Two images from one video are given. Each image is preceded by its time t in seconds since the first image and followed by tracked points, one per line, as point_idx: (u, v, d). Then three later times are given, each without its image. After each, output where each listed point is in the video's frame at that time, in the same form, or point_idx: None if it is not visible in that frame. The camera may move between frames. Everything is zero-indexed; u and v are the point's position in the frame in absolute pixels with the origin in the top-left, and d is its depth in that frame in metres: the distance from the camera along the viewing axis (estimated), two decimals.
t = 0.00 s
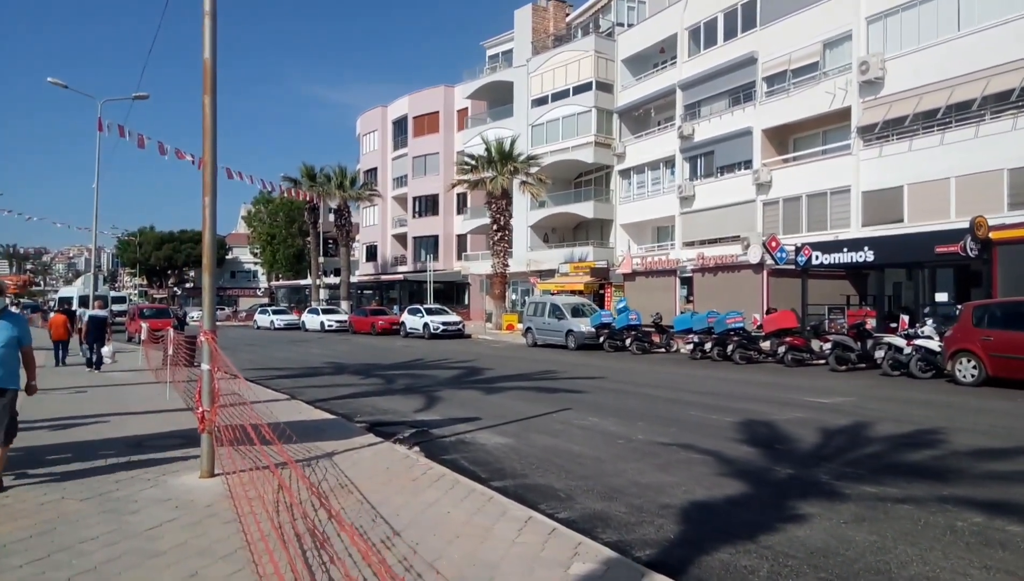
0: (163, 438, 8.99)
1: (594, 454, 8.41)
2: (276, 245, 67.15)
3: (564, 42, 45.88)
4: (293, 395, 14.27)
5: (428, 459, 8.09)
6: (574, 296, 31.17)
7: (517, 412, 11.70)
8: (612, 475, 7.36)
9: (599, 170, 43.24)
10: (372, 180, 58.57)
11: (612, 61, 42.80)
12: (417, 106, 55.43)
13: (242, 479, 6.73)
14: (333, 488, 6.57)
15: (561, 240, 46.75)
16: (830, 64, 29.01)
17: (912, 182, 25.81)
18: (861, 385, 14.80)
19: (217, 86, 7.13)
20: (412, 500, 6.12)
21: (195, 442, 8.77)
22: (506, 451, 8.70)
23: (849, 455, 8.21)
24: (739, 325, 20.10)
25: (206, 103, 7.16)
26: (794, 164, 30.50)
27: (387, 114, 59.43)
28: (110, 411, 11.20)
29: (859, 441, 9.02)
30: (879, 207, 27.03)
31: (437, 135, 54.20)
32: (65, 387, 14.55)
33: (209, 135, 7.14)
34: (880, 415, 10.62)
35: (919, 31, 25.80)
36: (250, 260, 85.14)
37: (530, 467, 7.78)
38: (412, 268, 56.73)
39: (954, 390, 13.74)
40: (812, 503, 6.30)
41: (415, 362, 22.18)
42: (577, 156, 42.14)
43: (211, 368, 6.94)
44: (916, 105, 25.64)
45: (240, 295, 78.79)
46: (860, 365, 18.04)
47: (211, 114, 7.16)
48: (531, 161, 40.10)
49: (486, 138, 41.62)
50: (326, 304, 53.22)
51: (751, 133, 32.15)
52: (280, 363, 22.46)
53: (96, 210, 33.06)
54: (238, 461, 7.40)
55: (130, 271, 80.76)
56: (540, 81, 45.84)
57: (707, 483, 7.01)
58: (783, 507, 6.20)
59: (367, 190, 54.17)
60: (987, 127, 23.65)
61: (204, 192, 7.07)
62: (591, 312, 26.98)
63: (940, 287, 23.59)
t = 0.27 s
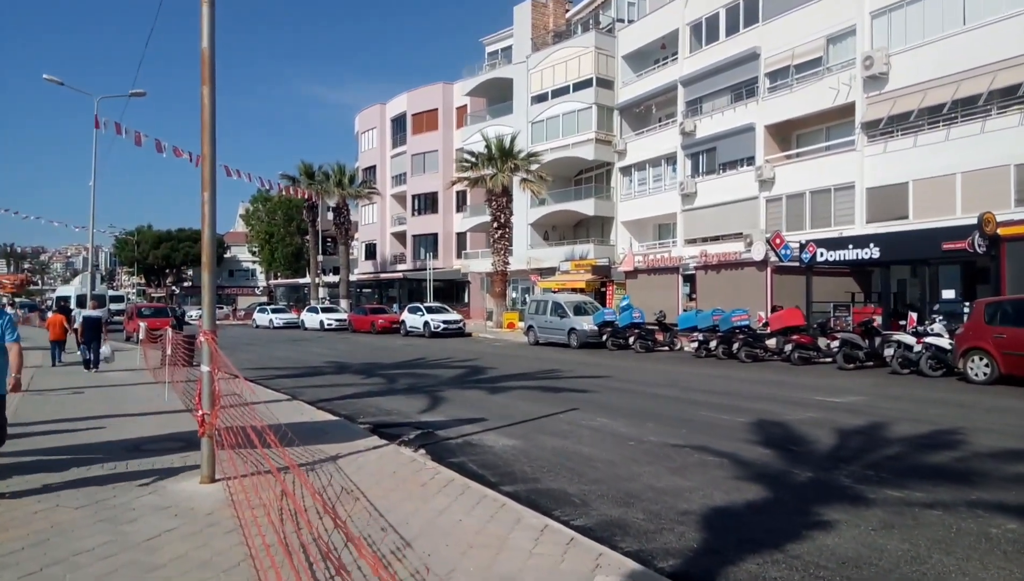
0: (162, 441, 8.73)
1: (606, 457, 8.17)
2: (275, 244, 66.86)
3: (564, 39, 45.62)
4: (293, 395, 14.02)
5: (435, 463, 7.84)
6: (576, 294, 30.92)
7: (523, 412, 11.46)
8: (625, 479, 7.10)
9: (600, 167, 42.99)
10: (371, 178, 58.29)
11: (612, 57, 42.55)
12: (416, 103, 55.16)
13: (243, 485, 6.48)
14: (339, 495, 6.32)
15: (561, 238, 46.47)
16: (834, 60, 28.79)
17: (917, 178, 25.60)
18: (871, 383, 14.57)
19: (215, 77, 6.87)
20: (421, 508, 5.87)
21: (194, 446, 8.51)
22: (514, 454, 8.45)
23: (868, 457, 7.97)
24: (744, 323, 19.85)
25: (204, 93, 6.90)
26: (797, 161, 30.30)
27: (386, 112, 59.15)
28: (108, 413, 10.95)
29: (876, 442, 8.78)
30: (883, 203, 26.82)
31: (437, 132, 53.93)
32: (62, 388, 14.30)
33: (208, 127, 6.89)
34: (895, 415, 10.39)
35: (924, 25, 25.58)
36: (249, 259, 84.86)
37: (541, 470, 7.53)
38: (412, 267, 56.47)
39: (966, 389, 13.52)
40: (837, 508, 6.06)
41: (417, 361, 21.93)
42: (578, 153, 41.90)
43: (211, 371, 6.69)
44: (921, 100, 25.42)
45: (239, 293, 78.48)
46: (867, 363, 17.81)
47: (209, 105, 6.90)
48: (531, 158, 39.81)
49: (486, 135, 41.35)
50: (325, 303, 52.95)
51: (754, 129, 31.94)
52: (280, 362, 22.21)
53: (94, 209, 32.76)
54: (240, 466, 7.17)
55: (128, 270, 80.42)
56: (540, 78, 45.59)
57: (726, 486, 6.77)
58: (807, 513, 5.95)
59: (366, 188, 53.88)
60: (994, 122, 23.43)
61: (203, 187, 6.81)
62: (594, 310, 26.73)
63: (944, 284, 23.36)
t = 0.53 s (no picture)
0: (160, 445, 8.48)
1: (618, 462, 7.93)
2: (272, 244, 66.53)
3: (564, 38, 45.39)
4: (293, 398, 13.77)
5: (442, 469, 7.60)
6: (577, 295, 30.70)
7: (529, 415, 11.22)
8: (639, 486, 6.87)
9: (600, 167, 42.75)
10: (370, 178, 58.01)
11: (613, 57, 42.31)
12: (416, 103, 54.88)
13: (245, 493, 6.23)
14: (345, 503, 6.07)
15: (561, 238, 46.21)
16: (837, 60, 28.59)
17: (922, 179, 25.41)
18: (881, 386, 14.36)
19: (217, 68, 6.63)
20: (431, 517, 5.63)
21: (193, 450, 8.26)
22: (523, 459, 8.21)
23: (887, 464, 7.76)
24: (749, 325, 19.62)
25: (204, 85, 6.66)
26: (799, 161, 30.12)
27: (385, 111, 58.88)
28: (104, 416, 10.69)
29: (894, 447, 8.55)
30: (887, 204, 26.63)
31: (436, 132, 53.66)
32: (57, 390, 14.03)
33: (208, 120, 6.65)
34: (909, 419, 10.16)
35: (929, 26, 25.38)
36: (246, 259, 84.52)
37: (552, 476, 7.30)
38: (410, 267, 56.19)
39: (978, 392, 13.31)
40: (862, 518, 5.84)
41: (418, 362, 21.68)
42: (578, 154, 41.66)
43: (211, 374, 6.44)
44: (926, 101, 25.23)
45: (236, 293, 78.15)
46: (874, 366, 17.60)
47: (210, 98, 6.66)
48: (532, 158, 39.55)
49: (485, 135, 41.11)
50: (323, 303, 52.64)
51: (757, 129, 31.73)
52: (279, 363, 21.94)
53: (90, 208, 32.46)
54: (240, 472, 6.93)
55: (125, 270, 80.01)
56: (540, 78, 45.35)
57: (745, 495, 6.53)
58: (832, 523, 5.73)
59: (365, 188, 53.57)
60: (999, 123, 23.24)
61: (203, 182, 6.56)
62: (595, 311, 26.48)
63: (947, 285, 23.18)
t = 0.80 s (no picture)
0: (159, 448, 8.22)
1: (632, 465, 7.68)
2: (271, 244, 66.25)
3: (565, 37, 45.15)
4: (295, 398, 13.52)
5: (451, 472, 7.36)
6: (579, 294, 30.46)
7: (537, 417, 10.97)
8: (656, 491, 6.62)
9: (602, 166, 42.49)
10: (370, 177, 57.72)
11: (614, 55, 42.07)
12: (415, 102, 54.63)
13: (249, 498, 5.99)
14: (353, 508, 5.83)
15: (562, 238, 45.94)
16: (842, 58, 28.38)
17: (928, 177, 25.19)
18: (892, 387, 14.12)
19: (219, 56, 6.38)
20: (444, 525, 5.38)
21: (194, 453, 8.00)
22: (534, 462, 7.95)
23: (910, 467, 7.51)
24: (756, 324, 19.38)
25: (207, 74, 6.41)
26: (803, 160, 29.93)
27: (385, 110, 58.61)
28: (102, 418, 10.44)
29: (915, 450, 8.30)
30: (893, 203, 26.43)
31: (436, 131, 53.40)
32: (55, 390, 13.76)
33: (211, 110, 6.40)
34: (927, 421, 9.93)
35: (935, 23, 25.15)
36: (245, 259, 84.20)
37: (565, 480, 7.04)
38: (410, 267, 55.93)
39: (992, 393, 13.07)
40: (893, 525, 5.59)
41: (419, 362, 21.42)
42: (579, 153, 41.44)
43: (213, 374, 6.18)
44: (932, 99, 25.02)
45: (235, 294, 77.97)
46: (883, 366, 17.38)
47: (213, 86, 6.41)
48: (534, 157, 39.31)
49: (486, 134, 40.85)
50: (322, 303, 52.37)
51: (760, 128, 31.54)
52: (280, 363, 21.69)
53: (89, 207, 32.19)
54: (242, 475, 6.67)
55: (124, 270, 79.70)
56: (541, 76, 45.10)
57: (768, 500, 6.28)
58: (862, 531, 5.47)
59: (364, 188, 53.28)
60: (1007, 121, 23.04)
61: (205, 174, 6.31)
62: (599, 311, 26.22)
63: (954, 285, 22.99)
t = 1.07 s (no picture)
0: (155, 454, 7.97)
1: (645, 471, 7.44)
2: (269, 243, 65.96)
3: (565, 34, 44.91)
4: (295, 400, 13.28)
5: (458, 478, 7.12)
6: (580, 294, 30.23)
7: (543, 419, 10.73)
8: (672, 499, 6.39)
9: (601, 164, 42.25)
10: (368, 176, 57.44)
11: (614, 53, 41.84)
12: (414, 101, 54.37)
13: (251, 508, 5.76)
14: (361, 519, 5.59)
15: (561, 237, 45.68)
16: (844, 55, 28.19)
17: (931, 175, 24.99)
18: (903, 388, 13.90)
19: (219, 48, 6.13)
20: (457, 537, 5.15)
21: (193, 459, 7.76)
22: (542, 467, 7.71)
23: (932, 472, 7.28)
24: (761, 324, 19.14)
25: (206, 66, 6.16)
26: (806, 158, 29.73)
27: (383, 109, 58.35)
28: (97, 421, 10.19)
29: (935, 454, 8.07)
30: (896, 201, 26.22)
31: (435, 130, 53.15)
32: (50, 393, 13.50)
33: (209, 104, 6.14)
34: (943, 424, 9.71)
35: (939, 19, 24.97)
36: (243, 259, 83.86)
37: (577, 488, 6.80)
38: (409, 266, 55.64)
39: (1005, 394, 12.86)
40: (923, 536, 5.35)
41: (420, 363, 21.18)
42: (579, 151, 41.21)
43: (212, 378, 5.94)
44: (936, 96, 24.85)
45: (232, 293, 77.66)
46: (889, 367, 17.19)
47: (212, 79, 6.16)
48: (533, 155, 39.07)
49: (486, 132, 40.60)
50: (321, 303, 52.11)
51: (762, 126, 31.34)
52: (279, 364, 21.44)
53: (85, 206, 31.91)
54: (243, 482, 6.43)
55: (121, 270, 79.38)
56: (540, 74, 44.87)
57: (790, 509, 6.05)
58: (890, 542, 5.24)
59: (363, 186, 53.00)
60: (1012, 118, 22.85)
61: (204, 170, 6.07)
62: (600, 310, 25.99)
63: (959, 284, 22.86)
